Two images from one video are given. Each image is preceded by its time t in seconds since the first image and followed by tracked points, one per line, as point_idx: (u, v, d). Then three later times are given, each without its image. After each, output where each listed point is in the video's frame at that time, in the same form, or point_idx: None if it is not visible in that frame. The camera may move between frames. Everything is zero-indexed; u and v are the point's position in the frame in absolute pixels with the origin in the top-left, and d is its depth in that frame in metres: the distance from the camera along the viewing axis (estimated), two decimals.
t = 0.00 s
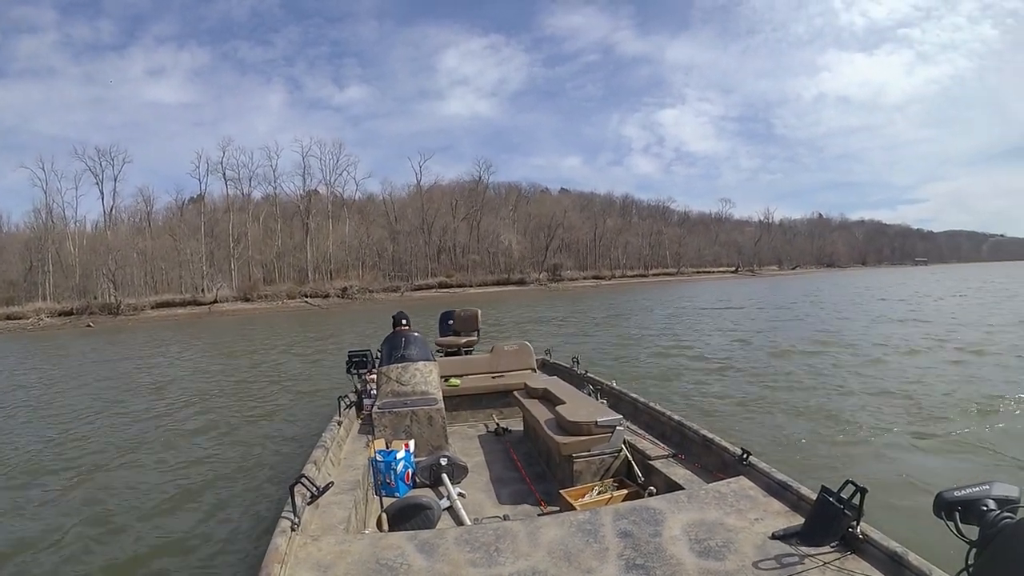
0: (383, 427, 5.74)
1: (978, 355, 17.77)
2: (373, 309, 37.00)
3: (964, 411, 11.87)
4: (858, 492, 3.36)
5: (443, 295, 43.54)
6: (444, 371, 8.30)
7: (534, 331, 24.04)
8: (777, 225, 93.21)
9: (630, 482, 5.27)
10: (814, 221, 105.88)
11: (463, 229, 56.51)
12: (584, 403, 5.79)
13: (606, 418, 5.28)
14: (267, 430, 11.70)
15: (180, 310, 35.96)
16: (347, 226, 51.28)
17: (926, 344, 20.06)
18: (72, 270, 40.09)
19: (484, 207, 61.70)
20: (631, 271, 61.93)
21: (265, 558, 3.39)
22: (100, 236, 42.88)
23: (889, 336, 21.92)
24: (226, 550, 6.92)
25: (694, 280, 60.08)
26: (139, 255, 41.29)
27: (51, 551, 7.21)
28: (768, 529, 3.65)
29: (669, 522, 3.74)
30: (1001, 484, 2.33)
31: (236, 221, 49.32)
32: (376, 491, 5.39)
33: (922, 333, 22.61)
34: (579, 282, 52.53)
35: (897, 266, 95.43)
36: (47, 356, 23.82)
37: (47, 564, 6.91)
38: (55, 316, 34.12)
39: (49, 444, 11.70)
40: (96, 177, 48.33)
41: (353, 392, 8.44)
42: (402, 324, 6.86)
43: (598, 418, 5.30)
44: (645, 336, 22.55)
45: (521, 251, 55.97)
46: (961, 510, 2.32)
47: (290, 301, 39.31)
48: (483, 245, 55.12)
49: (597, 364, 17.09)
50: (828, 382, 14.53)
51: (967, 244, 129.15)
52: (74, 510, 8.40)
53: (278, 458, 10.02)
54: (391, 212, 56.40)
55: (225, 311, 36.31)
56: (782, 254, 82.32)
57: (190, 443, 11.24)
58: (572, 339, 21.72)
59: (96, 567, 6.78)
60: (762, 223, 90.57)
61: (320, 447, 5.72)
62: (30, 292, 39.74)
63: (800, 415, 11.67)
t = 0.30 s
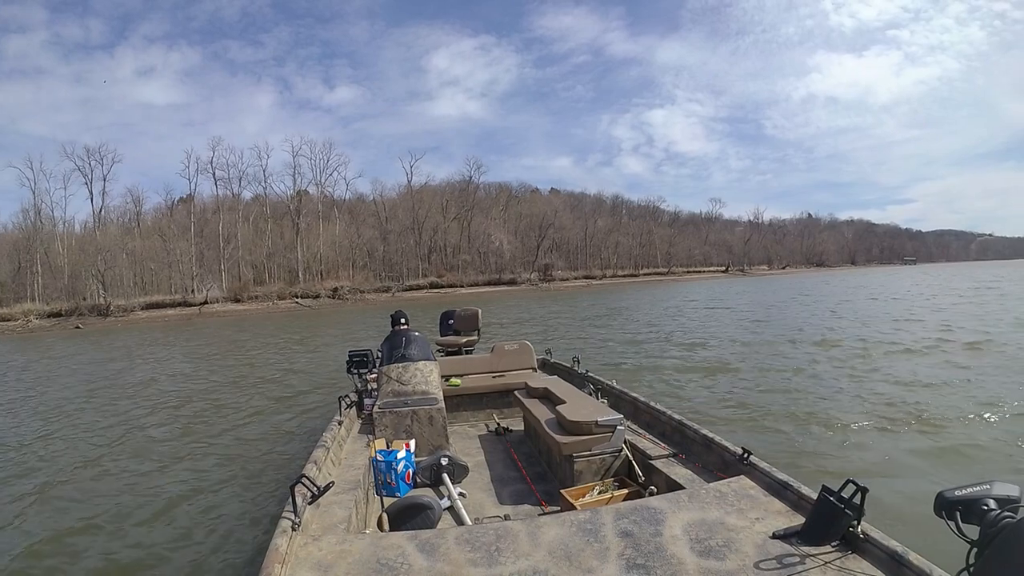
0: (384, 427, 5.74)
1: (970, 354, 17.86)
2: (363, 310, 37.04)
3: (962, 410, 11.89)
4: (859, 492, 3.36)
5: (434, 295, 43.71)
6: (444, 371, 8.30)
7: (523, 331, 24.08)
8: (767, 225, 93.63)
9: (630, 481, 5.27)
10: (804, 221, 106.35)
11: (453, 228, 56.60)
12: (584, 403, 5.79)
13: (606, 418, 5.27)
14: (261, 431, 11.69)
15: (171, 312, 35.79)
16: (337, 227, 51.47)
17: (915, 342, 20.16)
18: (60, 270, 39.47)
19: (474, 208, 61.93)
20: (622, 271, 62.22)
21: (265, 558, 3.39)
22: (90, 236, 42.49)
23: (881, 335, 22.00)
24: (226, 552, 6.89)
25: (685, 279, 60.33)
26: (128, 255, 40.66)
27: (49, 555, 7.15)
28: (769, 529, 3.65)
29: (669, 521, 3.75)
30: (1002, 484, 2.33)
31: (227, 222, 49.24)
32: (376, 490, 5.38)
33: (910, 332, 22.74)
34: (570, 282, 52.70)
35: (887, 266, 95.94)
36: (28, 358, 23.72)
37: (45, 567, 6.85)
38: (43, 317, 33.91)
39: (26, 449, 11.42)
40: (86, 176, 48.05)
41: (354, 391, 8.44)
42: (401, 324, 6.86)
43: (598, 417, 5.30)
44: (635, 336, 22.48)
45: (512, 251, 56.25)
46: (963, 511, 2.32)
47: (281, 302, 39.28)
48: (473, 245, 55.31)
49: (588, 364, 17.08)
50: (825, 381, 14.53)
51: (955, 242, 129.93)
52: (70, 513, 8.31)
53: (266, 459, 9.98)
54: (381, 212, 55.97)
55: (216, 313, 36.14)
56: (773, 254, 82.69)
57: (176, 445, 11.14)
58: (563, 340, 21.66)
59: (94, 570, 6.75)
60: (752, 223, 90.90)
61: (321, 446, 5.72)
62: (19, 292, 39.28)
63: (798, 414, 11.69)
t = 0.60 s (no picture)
0: (383, 426, 5.75)
1: (962, 353, 17.95)
2: (354, 311, 37.04)
3: (959, 410, 11.93)
4: (859, 492, 3.36)
5: (425, 296, 43.76)
6: (444, 370, 8.30)
7: (510, 332, 24.11)
8: (756, 226, 94.09)
9: (630, 481, 5.27)
10: (793, 223, 106.95)
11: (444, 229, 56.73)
12: (584, 402, 5.79)
13: (606, 417, 5.27)
14: (252, 433, 11.65)
15: (161, 313, 35.57)
16: (327, 228, 51.41)
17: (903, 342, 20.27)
18: (49, 270, 38.99)
19: (465, 209, 62.11)
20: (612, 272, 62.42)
21: (265, 557, 3.40)
22: (79, 237, 42.09)
23: (873, 335, 22.10)
24: (225, 554, 6.86)
25: (675, 280, 60.57)
26: (116, 257, 40.67)
27: (47, 556, 7.10)
28: (768, 529, 3.66)
29: (669, 521, 3.74)
30: (1003, 484, 2.33)
31: (217, 222, 49.04)
32: (376, 490, 5.38)
33: (896, 331, 22.87)
34: (561, 282, 52.78)
35: (875, 266, 96.51)
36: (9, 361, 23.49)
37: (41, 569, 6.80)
38: (31, 317, 33.54)
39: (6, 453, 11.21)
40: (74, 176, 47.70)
41: (353, 391, 8.43)
42: (400, 323, 6.85)
43: (598, 417, 5.29)
44: (626, 337, 22.46)
45: (503, 251, 56.36)
46: (961, 510, 2.33)
47: (271, 302, 39.16)
48: (464, 245, 55.35)
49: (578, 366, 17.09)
50: (821, 382, 14.53)
51: (943, 243, 130.83)
52: (69, 514, 8.27)
53: (253, 461, 9.93)
54: (372, 213, 55.74)
55: (206, 314, 35.92)
56: (762, 255, 83.08)
57: (159, 448, 11.03)
58: (554, 341, 21.64)
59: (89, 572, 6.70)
60: (742, 224, 91.31)
61: (321, 446, 5.72)
62: (7, 292, 38.72)
63: (796, 414, 11.70)
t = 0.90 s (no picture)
0: (383, 426, 5.74)
1: (956, 354, 18.01)
2: (345, 313, 37.02)
3: (955, 410, 11.95)
4: (859, 492, 3.36)
5: (417, 298, 43.86)
6: (444, 371, 8.30)
7: (500, 334, 24.16)
8: (748, 228, 94.40)
9: (630, 481, 5.27)
10: (785, 224, 107.31)
11: (436, 231, 56.73)
12: (585, 402, 5.78)
13: (606, 418, 5.27)
14: (245, 435, 11.61)
15: (152, 315, 35.36)
16: (320, 229, 51.38)
17: (893, 343, 20.34)
18: (39, 272, 38.61)
19: (458, 211, 62.17)
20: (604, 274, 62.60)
21: (265, 558, 3.39)
22: (70, 238, 41.85)
23: (866, 335, 22.15)
24: (224, 557, 6.82)
25: (667, 282, 60.76)
26: (108, 258, 40.11)
27: (45, 560, 7.05)
28: (768, 529, 3.65)
29: (669, 522, 3.74)
30: (1002, 484, 2.33)
31: (209, 223, 48.95)
32: (376, 490, 5.37)
33: (886, 332, 22.96)
34: (554, 284, 52.83)
35: (866, 268, 96.89)
36: None
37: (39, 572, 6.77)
38: (22, 319, 33.36)
39: None
40: (66, 177, 47.51)
41: (353, 391, 8.43)
42: (400, 324, 6.85)
43: (598, 417, 5.29)
44: (618, 339, 22.38)
45: (496, 253, 56.45)
46: (962, 511, 2.32)
47: (263, 305, 39.19)
48: (457, 247, 55.31)
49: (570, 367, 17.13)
50: (817, 382, 14.55)
51: (934, 244, 131.32)
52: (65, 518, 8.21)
53: (243, 464, 9.90)
54: (364, 215, 56.09)
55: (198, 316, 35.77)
56: (754, 257, 83.36)
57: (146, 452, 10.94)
58: (547, 342, 21.67)
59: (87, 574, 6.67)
60: (733, 226, 91.61)
61: (321, 446, 5.72)
62: None
63: (795, 415, 11.69)
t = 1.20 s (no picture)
0: (384, 426, 5.74)
1: (949, 354, 18.06)
2: (337, 313, 36.99)
3: (952, 410, 11.96)
4: (858, 492, 3.37)
5: (410, 298, 43.92)
6: (445, 371, 8.31)
7: (492, 335, 24.17)
8: (741, 228, 94.60)
9: (630, 481, 5.27)
10: (777, 224, 107.51)
11: (429, 232, 56.66)
12: (585, 403, 5.79)
13: (606, 418, 5.27)
14: (235, 439, 11.52)
15: (144, 315, 35.30)
16: (312, 230, 51.33)
17: (885, 343, 20.38)
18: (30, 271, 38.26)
19: (452, 212, 62.16)
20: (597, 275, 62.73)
21: (265, 559, 3.40)
22: (62, 237, 41.59)
23: (860, 335, 22.20)
24: (223, 561, 6.79)
25: (660, 283, 60.91)
26: (100, 259, 39.88)
27: (42, 563, 7.00)
28: (768, 529, 3.66)
29: (669, 522, 3.74)
30: (1002, 484, 2.33)
31: (201, 224, 48.80)
32: (376, 490, 5.37)
33: (877, 333, 23.01)
34: (547, 285, 52.85)
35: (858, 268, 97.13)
36: None
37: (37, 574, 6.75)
38: (13, 320, 33.16)
39: None
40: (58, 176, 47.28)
41: (354, 391, 8.43)
42: (402, 324, 6.85)
43: (598, 417, 5.29)
44: (610, 339, 22.33)
45: (489, 254, 56.47)
46: (962, 511, 2.33)
47: (256, 305, 39.17)
48: (450, 248, 55.17)
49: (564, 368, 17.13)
50: (814, 382, 14.55)
51: (926, 245, 131.56)
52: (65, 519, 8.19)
53: (227, 469, 9.81)
54: (356, 215, 56.26)
55: (189, 317, 35.72)
56: (746, 258, 83.59)
57: (128, 456, 10.80)
58: (541, 343, 21.67)
59: None
60: (725, 226, 91.82)
61: (321, 447, 5.72)
62: None
63: (794, 416, 11.70)
